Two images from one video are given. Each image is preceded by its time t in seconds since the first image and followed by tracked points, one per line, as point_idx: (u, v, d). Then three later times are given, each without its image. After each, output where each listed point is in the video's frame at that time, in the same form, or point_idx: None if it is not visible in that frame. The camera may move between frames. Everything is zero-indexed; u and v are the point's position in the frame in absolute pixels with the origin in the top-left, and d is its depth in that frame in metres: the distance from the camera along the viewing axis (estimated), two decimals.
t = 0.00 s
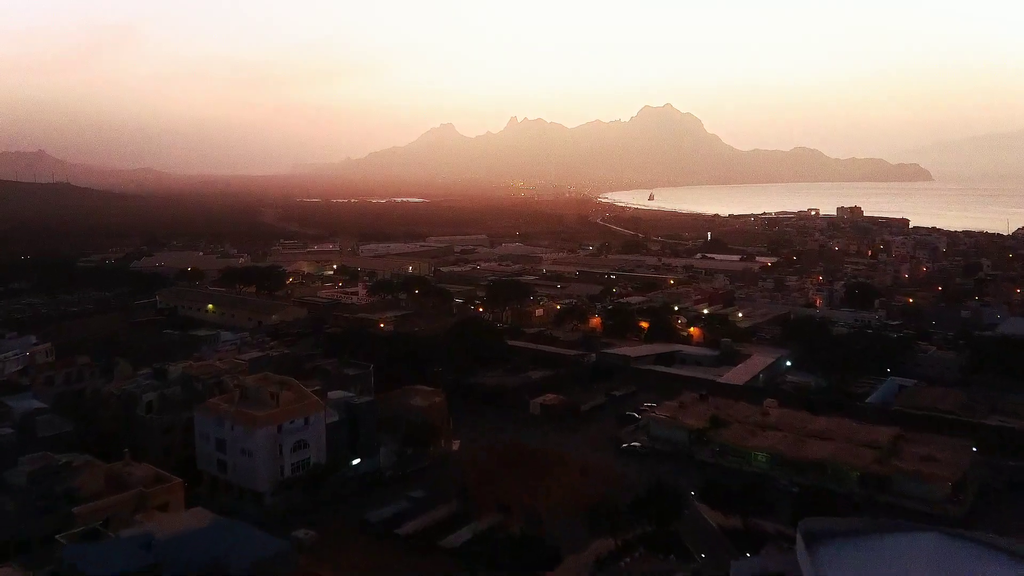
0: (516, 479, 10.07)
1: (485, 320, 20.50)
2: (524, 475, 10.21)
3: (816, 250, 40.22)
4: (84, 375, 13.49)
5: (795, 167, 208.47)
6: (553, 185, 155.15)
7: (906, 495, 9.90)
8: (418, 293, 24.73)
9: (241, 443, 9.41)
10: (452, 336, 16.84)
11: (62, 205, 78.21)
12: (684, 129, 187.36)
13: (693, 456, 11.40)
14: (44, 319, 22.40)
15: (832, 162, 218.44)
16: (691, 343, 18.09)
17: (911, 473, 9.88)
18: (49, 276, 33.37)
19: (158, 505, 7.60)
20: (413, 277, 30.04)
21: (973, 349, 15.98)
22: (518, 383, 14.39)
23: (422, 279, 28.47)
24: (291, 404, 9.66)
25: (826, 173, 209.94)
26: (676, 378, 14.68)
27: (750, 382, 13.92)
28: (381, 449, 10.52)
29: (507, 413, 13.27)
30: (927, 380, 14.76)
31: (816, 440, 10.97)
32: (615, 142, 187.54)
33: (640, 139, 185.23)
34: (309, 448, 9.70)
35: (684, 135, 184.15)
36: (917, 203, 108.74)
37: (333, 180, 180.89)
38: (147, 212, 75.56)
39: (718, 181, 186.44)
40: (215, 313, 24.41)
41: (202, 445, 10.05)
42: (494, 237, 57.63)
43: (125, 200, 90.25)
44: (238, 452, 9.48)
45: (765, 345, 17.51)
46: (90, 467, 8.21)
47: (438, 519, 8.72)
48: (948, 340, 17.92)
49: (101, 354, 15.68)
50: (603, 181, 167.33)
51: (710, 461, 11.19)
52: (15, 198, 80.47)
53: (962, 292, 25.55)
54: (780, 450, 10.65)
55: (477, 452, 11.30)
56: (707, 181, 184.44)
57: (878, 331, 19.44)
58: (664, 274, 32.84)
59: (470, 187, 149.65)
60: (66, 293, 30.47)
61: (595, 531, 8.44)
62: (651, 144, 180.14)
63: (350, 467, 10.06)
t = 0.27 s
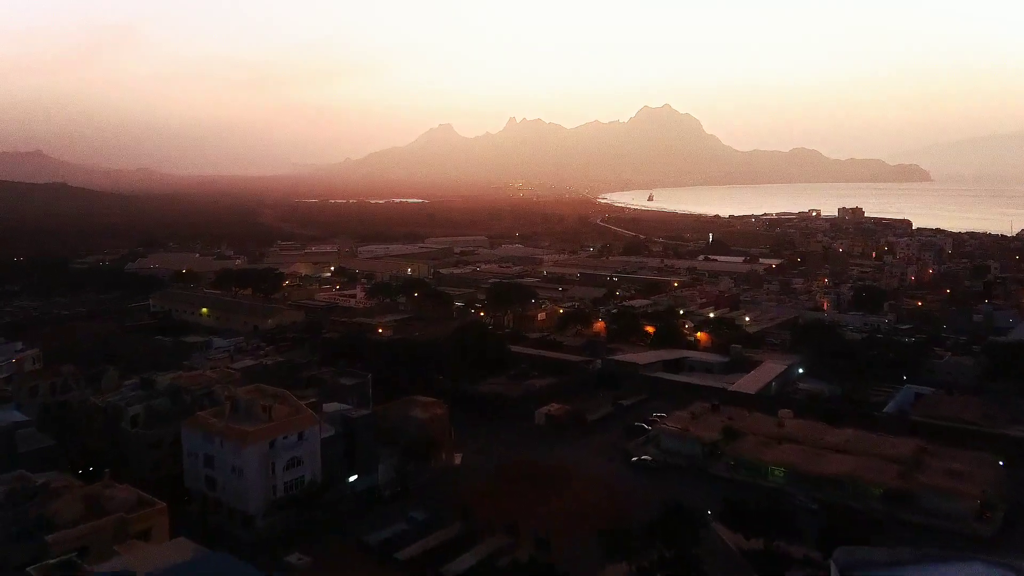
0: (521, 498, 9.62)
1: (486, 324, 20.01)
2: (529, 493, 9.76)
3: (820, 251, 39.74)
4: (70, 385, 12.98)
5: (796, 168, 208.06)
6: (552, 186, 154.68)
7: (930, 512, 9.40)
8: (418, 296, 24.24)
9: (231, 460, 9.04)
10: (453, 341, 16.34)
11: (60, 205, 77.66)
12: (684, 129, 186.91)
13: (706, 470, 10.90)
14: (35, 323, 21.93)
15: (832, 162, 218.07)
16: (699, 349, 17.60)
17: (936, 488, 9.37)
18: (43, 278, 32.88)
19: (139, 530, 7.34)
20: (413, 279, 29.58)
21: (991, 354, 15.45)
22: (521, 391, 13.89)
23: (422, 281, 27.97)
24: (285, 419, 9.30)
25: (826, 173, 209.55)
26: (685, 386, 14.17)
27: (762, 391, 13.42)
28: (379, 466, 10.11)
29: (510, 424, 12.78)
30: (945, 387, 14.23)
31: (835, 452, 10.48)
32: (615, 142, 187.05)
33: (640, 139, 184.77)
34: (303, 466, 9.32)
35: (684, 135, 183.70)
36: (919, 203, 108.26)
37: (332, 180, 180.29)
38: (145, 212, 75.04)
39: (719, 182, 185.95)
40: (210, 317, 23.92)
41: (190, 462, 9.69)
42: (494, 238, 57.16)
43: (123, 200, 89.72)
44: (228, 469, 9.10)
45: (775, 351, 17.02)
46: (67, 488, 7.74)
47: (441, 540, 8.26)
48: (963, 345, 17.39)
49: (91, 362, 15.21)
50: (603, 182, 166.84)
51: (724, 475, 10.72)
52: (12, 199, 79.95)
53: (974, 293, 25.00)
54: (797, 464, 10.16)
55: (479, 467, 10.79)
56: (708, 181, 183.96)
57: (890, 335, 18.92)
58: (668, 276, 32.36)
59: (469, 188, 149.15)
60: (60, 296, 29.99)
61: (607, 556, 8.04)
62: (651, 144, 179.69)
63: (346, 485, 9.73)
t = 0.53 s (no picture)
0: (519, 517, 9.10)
1: (480, 330, 19.50)
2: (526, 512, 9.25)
3: (813, 253, 39.52)
4: (44, 396, 12.34)
5: (785, 169, 208.89)
6: (543, 186, 154.32)
7: (948, 528, 8.94)
8: (408, 300, 23.70)
9: (210, 478, 8.54)
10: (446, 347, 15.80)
11: (44, 206, 76.39)
12: (674, 129, 187.31)
13: (712, 485, 10.46)
14: (13, 328, 21.21)
15: (821, 164, 219.42)
16: (698, 354, 17.18)
17: (953, 503, 8.94)
18: (23, 281, 32.04)
19: (110, 560, 6.75)
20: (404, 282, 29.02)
21: (994, 359, 15.10)
22: (517, 399, 13.35)
23: (413, 284, 27.45)
24: (268, 436, 8.84)
25: (815, 174, 210.60)
26: (686, 394, 13.72)
27: (766, 399, 12.97)
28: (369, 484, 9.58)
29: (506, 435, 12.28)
30: (951, 394, 13.86)
31: (845, 466, 10.04)
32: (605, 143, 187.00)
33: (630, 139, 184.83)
34: (287, 485, 8.86)
35: (674, 136, 184.06)
36: (909, 203, 108.73)
37: (320, 181, 178.98)
38: (131, 212, 73.90)
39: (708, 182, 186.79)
40: (195, 322, 23.29)
41: (167, 477, 9.16)
42: (486, 239, 56.69)
43: (109, 200, 88.42)
44: (207, 487, 8.60)
45: (776, 358, 16.60)
46: (34, 519, 7.21)
47: (436, 564, 7.75)
48: (966, 350, 17.04)
49: (67, 373, 14.59)
50: (595, 181, 166.79)
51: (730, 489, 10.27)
52: None
53: (971, 295, 24.74)
54: (807, 477, 9.72)
55: (475, 483, 10.29)
56: (697, 181, 184.55)
57: (891, 340, 18.58)
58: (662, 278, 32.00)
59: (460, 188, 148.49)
60: (41, 299, 29.22)
61: None
62: (642, 144, 180.02)
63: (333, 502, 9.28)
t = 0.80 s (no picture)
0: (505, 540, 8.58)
1: (460, 336, 18.94)
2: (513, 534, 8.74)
3: (793, 254, 39.51)
4: None
5: (760, 169, 210.96)
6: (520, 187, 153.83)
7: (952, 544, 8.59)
8: (385, 305, 23.05)
9: (171, 503, 7.92)
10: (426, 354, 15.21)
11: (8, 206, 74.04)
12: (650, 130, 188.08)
13: (706, 499, 10.01)
14: None
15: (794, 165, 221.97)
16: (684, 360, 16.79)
17: (958, 518, 8.58)
18: None
19: None
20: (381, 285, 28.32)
21: (983, 363, 14.89)
22: (500, 409, 12.81)
23: (390, 288, 26.77)
24: (235, 457, 8.26)
25: (789, 175, 213.02)
26: (675, 403, 13.29)
27: (756, 407, 12.59)
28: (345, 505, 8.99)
29: (489, 449, 11.74)
30: (942, 400, 13.60)
31: (842, 479, 9.67)
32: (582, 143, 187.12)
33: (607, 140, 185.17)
34: (255, 510, 8.28)
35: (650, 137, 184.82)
36: (881, 203, 110.15)
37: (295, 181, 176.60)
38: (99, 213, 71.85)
39: (684, 182, 187.88)
40: (163, 328, 22.39)
41: (123, 501, 8.50)
42: (464, 240, 56.04)
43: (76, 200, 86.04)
44: (167, 513, 7.97)
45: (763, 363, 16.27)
46: None
47: None
48: (953, 353, 16.85)
49: (22, 386, 13.76)
50: (572, 181, 166.76)
51: (723, 504, 9.85)
52: None
53: (952, 296, 24.71)
54: (805, 492, 9.33)
55: (458, 502, 9.74)
56: (673, 181, 185.56)
57: (877, 342, 18.36)
58: (643, 279, 31.67)
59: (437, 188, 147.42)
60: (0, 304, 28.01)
61: None
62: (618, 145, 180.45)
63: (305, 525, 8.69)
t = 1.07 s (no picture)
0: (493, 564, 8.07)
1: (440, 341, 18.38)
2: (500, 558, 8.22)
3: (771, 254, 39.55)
4: None
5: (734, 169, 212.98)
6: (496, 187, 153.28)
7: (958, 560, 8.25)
8: (362, 309, 22.40)
9: (130, 533, 7.29)
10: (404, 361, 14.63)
11: None
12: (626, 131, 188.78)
13: (699, 513, 9.56)
14: None
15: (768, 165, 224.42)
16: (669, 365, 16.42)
17: (964, 533, 8.25)
18: None
19: None
20: (356, 287, 27.62)
21: (971, 367, 14.72)
22: (484, 420, 12.29)
23: (366, 291, 26.10)
24: (201, 482, 7.65)
25: (763, 175, 215.32)
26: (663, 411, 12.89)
27: (747, 415, 12.22)
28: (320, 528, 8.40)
29: (472, 462, 11.21)
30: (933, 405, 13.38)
31: (841, 491, 9.31)
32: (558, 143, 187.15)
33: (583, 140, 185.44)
34: (223, 538, 7.68)
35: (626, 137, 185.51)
36: (854, 203, 111.60)
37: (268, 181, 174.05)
38: (64, 213, 69.81)
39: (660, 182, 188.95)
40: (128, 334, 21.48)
41: (77, 530, 7.84)
42: (441, 241, 55.36)
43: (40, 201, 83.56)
44: (126, 543, 7.34)
45: (750, 367, 15.95)
46: None
47: None
48: (939, 356, 16.70)
49: None
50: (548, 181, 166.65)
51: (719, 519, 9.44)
52: None
53: (931, 297, 24.73)
54: (804, 507, 8.95)
55: (440, 520, 9.19)
56: (649, 182, 186.45)
57: (862, 345, 18.18)
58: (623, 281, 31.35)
59: (412, 189, 146.23)
60: None
61: None
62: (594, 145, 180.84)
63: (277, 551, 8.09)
